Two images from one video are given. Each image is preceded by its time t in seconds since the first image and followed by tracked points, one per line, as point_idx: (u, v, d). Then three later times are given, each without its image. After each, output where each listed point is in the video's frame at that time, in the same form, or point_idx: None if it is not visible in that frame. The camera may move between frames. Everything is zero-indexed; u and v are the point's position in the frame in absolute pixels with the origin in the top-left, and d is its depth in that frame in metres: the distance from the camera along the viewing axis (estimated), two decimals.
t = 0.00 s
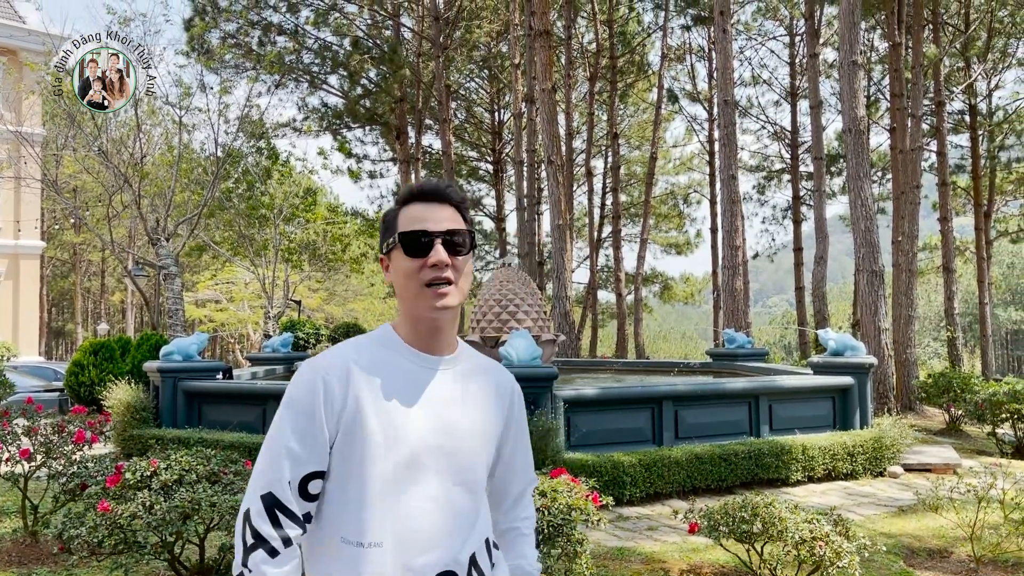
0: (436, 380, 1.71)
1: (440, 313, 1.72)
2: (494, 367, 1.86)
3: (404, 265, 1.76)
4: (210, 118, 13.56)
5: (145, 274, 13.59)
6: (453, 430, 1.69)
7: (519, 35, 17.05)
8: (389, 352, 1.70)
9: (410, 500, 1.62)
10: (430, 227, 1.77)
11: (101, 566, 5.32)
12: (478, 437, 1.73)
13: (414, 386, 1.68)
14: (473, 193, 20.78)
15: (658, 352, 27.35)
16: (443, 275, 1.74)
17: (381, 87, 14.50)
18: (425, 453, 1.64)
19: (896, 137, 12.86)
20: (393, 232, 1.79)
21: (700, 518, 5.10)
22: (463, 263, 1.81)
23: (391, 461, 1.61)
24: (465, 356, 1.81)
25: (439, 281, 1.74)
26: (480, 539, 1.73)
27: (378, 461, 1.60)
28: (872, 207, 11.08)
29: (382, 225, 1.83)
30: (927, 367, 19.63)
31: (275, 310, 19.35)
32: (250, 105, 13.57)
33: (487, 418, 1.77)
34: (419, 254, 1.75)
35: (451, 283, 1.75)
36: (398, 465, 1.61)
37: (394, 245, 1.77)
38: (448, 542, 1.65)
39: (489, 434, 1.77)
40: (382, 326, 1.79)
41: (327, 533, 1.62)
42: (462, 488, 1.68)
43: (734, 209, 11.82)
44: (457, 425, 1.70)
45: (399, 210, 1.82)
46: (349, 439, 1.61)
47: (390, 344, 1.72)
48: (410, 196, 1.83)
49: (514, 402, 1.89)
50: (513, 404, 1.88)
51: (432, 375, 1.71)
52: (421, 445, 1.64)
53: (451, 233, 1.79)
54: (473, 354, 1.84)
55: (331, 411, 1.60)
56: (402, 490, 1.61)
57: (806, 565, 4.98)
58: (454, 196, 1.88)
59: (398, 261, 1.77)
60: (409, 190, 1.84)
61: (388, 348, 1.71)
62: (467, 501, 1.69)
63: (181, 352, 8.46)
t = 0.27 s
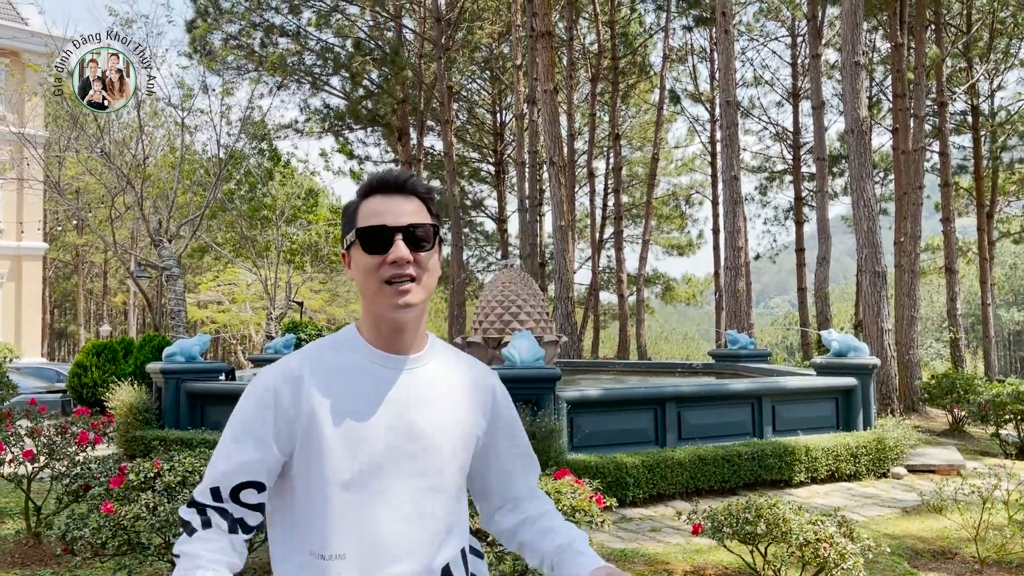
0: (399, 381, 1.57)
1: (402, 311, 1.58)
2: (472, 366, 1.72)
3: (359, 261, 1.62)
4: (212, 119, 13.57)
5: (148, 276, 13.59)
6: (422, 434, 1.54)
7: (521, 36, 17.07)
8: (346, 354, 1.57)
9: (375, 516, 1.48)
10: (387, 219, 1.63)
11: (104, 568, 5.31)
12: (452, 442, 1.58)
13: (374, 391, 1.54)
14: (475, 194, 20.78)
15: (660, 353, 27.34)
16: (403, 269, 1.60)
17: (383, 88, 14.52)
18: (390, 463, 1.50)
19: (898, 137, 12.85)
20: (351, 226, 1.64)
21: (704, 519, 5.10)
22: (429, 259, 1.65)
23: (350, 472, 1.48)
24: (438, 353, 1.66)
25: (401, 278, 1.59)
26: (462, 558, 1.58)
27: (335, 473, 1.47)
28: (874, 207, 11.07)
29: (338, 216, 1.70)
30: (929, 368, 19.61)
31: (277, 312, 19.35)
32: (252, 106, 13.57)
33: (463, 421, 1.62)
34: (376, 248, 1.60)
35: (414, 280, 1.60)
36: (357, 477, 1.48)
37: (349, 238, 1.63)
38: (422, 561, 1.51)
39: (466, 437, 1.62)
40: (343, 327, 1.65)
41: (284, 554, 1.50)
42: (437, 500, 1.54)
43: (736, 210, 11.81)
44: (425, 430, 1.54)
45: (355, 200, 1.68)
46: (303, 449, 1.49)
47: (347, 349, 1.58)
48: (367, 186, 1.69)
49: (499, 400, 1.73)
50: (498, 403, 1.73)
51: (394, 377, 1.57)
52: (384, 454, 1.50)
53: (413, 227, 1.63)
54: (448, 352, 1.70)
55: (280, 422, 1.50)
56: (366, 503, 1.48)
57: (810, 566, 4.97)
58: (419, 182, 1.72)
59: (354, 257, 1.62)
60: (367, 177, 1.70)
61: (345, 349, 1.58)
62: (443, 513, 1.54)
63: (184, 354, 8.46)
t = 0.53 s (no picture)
0: (365, 384, 1.73)
1: (373, 313, 1.74)
2: (445, 366, 1.86)
3: (336, 262, 1.79)
4: (217, 120, 13.57)
5: (154, 276, 13.61)
6: (388, 437, 1.69)
7: (526, 36, 17.05)
8: (317, 358, 1.74)
9: (348, 512, 1.64)
10: (359, 220, 1.81)
11: (112, 567, 5.32)
12: (420, 439, 1.72)
13: (342, 392, 1.71)
14: (480, 194, 20.77)
15: (665, 354, 27.29)
16: (375, 270, 1.76)
17: (388, 88, 14.51)
18: (359, 464, 1.66)
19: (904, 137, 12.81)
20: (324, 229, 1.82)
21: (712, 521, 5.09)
22: (403, 259, 1.82)
23: (321, 474, 1.65)
24: (408, 354, 1.81)
25: (374, 278, 1.76)
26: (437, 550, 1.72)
27: (307, 475, 1.65)
28: (881, 207, 11.05)
29: (316, 218, 1.88)
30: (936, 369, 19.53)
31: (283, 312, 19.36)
32: (258, 107, 13.58)
33: (433, 420, 1.75)
34: (349, 250, 1.77)
35: (386, 279, 1.77)
36: (329, 479, 1.65)
37: (324, 240, 1.81)
38: (395, 551, 1.65)
39: (437, 433, 1.75)
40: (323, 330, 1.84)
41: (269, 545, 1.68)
42: (405, 496, 1.68)
43: (742, 210, 11.79)
44: (392, 431, 1.70)
45: (331, 201, 1.87)
46: (278, 452, 1.68)
47: (323, 351, 1.75)
48: (343, 185, 1.87)
49: (473, 392, 1.87)
50: (472, 396, 1.87)
51: (360, 380, 1.73)
52: (353, 455, 1.66)
53: (388, 227, 1.81)
54: (420, 353, 1.84)
55: (257, 427, 1.70)
56: (340, 501, 1.64)
57: (819, 567, 4.95)
58: (393, 181, 1.91)
59: (331, 258, 1.79)
60: (341, 178, 1.88)
61: (318, 353, 1.76)
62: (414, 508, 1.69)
63: (190, 354, 8.45)
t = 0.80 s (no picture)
0: (360, 385, 1.72)
1: (364, 314, 1.73)
2: (442, 364, 1.85)
3: (323, 266, 1.77)
4: (226, 120, 13.61)
5: (163, 276, 13.64)
6: (386, 439, 1.69)
7: (533, 36, 17.04)
8: (311, 361, 1.74)
9: (348, 516, 1.64)
10: (345, 221, 1.79)
11: (123, 566, 5.34)
12: (419, 441, 1.71)
13: (337, 394, 1.71)
14: (487, 194, 20.77)
15: (672, 353, 27.26)
16: (365, 271, 1.74)
17: (395, 88, 14.54)
18: (357, 468, 1.66)
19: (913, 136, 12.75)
20: (311, 232, 1.80)
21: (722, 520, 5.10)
22: (392, 258, 1.80)
23: (319, 477, 1.65)
24: (403, 353, 1.80)
25: (365, 279, 1.74)
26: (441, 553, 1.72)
27: (305, 480, 1.65)
28: (890, 206, 11.01)
29: (303, 221, 1.86)
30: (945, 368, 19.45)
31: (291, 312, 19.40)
32: (265, 107, 13.60)
33: (431, 420, 1.75)
34: (337, 253, 1.75)
35: (376, 280, 1.75)
36: (327, 483, 1.65)
37: (311, 243, 1.79)
38: (397, 555, 1.65)
39: (435, 435, 1.75)
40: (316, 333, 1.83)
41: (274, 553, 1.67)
42: (406, 499, 1.68)
43: (750, 210, 11.77)
44: (389, 433, 1.69)
45: (316, 204, 1.85)
46: (274, 457, 1.68)
47: (317, 354, 1.75)
48: (328, 187, 1.85)
49: (471, 390, 1.86)
50: (470, 393, 1.86)
51: (355, 381, 1.73)
52: (349, 458, 1.66)
53: (376, 227, 1.79)
54: (417, 351, 1.84)
55: (252, 433, 1.69)
56: (340, 505, 1.64)
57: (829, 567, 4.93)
58: (380, 179, 1.89)
59: (319, 261, 1.77)
60: (325, 179, 1.86)
61: (312, 356, 1.75)
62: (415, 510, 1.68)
63: (200, 353, 8.47)
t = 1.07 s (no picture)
0: (371, 385, 1.72)
1: (375, 316, 1.72)
2: (453, 361, 1.85)
3: (332, 270, 1.76)
4: (236, 120, 13.64)
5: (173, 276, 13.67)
6: (398, 439, 1.69)
7: (541, 34, 17.03)
8: (322, 361, 1.73)
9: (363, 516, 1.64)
10: (354, 224, 1.77)
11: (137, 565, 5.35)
12: (431, 440, 1.71)
13: (349, 395, 1.71)
14: (495, 193, 20.77)
15: (680, 352, 27.21)
16: (374, 274, 1.73)
17: (404, 87, 14.55)
18: (370, 468, 1.66)
19: (924, 134, 12.69)
20: (319, 235, 1.79)
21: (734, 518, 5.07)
22: (401, 260, 1.79)
23: (333, 478, 1.65)
24: (415, 352, 1.80)
25: (375, 282, 1.74)
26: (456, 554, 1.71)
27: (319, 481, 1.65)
28: (901, 205, 10.96)
29: (311, 223, 1.85)
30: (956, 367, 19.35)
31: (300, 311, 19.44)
32: (274, 107, 13.63)
33: (445, 419, 1.75)
34: (345, 257, 1.75)
35: (385, 286, 1.74)
36: (341, 484, 1.65)
37: (319, 247, 1.78)
38: (412, 557, 1.65)
39: (449, 434, 1.74)
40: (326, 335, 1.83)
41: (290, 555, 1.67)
42: (419, 500, 1.68)
43: (759, 208, 11.74)
44: (401, 433, 1.69)
45: (324, 205, 1.84)
46: (288, 459, 1.68)
47: (327, 356, 1.75)
48: (337, 188, 1.84)
49: (485, 388, 1.86)
50: (482, 391, 1.86)
51: (367, 381, 1.72)
52: (362, 459, 1.66)
53: (384, 228, 1.78)
54: (428, 349, 1.83)
55: (265, 436, 1.69)
56: (354, 506, 1.65)
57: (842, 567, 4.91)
58: (389, 180, 1.87)
59: (327, 265, 1.77)
60: (333, 180, 1.84)
61: (323, 356, 1.75)
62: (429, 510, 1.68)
63: (211, 352, 8.50)
